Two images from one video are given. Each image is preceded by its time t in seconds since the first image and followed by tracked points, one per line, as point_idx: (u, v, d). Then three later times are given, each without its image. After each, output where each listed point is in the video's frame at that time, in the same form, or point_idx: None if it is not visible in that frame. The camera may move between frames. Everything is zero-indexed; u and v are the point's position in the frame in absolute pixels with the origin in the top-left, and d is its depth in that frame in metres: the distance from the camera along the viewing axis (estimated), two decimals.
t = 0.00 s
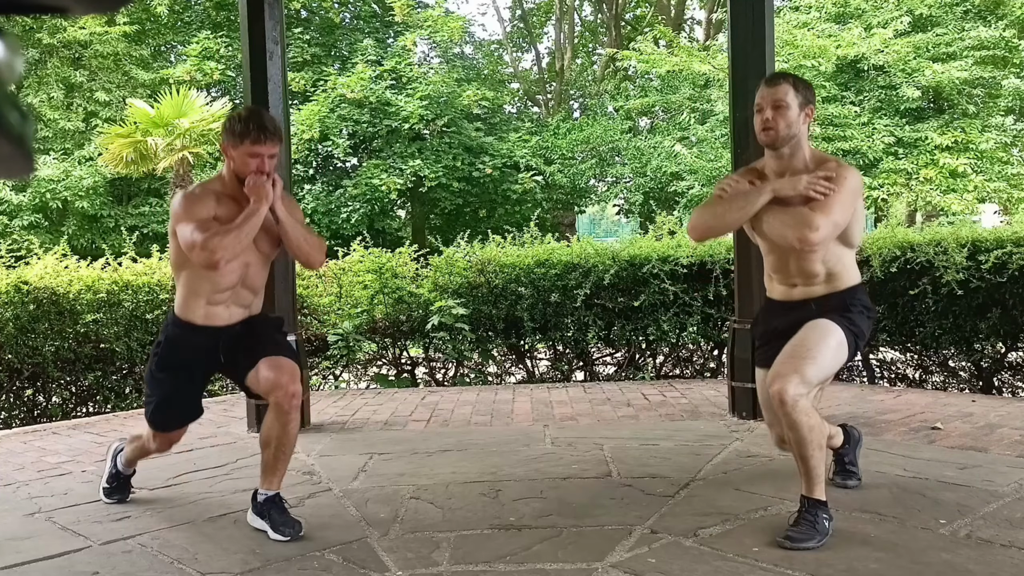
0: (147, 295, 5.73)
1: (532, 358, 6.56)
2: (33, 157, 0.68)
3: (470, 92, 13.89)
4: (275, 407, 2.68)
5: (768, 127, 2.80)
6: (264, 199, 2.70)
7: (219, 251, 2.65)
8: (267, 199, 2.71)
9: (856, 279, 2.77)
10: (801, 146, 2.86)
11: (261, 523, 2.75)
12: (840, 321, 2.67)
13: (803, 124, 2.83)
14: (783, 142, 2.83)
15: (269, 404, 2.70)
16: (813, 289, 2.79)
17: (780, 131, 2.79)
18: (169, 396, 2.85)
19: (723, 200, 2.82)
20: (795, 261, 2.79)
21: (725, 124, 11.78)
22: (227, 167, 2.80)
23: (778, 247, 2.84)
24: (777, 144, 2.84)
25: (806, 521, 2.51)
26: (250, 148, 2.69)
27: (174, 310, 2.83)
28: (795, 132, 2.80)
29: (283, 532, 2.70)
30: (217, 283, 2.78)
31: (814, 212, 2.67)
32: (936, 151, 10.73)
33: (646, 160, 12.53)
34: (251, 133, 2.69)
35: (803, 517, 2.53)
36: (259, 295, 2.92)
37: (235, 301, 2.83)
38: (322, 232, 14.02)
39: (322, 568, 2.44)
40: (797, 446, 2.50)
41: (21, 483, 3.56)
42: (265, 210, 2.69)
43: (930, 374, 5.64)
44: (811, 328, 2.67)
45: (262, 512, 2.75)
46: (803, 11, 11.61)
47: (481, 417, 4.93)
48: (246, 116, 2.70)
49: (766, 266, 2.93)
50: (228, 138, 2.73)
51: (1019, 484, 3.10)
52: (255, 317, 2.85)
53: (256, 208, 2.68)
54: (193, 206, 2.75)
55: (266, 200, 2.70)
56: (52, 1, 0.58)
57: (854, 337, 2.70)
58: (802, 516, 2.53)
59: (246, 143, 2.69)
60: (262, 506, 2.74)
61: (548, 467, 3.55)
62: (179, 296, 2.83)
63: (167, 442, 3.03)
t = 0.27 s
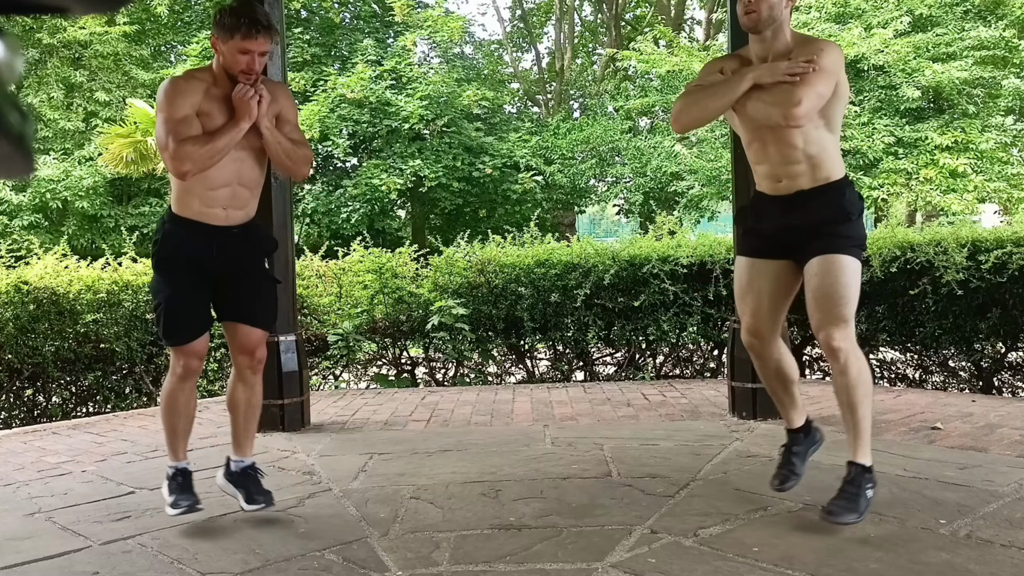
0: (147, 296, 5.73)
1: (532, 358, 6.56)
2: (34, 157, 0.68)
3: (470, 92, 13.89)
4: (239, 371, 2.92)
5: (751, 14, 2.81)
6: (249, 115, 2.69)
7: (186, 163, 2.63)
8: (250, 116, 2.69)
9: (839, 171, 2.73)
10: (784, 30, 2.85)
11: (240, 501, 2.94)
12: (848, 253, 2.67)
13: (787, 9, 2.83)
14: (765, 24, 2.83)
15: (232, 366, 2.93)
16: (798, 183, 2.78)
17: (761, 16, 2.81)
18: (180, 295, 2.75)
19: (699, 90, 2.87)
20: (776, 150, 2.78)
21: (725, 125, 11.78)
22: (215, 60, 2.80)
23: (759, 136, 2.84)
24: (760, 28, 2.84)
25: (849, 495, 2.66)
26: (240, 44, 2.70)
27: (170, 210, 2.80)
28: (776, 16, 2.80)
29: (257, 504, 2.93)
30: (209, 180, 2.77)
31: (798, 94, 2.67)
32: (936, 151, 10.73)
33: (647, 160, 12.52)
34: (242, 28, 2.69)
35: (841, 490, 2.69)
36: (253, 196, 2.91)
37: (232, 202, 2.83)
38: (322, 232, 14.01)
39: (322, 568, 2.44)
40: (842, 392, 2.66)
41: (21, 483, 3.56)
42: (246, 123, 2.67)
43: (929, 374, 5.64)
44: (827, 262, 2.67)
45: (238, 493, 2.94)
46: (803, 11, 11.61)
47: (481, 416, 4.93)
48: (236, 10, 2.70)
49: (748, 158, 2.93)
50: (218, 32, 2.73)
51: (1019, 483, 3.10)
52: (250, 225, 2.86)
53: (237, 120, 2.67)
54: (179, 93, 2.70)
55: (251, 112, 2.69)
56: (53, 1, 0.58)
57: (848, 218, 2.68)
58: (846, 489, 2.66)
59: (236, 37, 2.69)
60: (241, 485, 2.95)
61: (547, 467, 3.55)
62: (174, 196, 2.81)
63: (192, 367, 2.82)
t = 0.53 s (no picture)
0: (147, 295, 5.74)
1: (532, 358, 6.57)
2: (34, 156, 0.68)
3: (470, 92, 13.89)
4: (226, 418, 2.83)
5: (742, 106, 2.72)
6: (239, 195, 2.61)
7: (186, 252, 2.58)
8: (242, 195, 2.62)
9: (838, 260, 2.73)
10: (775, 119, 2.76)
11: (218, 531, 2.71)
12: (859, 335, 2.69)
13: (778, 96, 2.72)
14: (758, 119, 2.75)
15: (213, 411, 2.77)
16: (797, 269, 2.75)
17: (755, 108, 2.71)
18: (214, 376, 2.65)
19: (686, 168, 2.83)
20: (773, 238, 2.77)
21: (725, 125, 11.78)
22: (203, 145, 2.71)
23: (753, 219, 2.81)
24: (753, 121, 2.76)
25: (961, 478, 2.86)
26: (226, 126, 2.61)
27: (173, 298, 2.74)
28: (768, 107, 2.71)
29: (246, 536, 2.64)
30: (206, 270, 2.69)
31: (778, 176, 2.63)
32: (936, 151, 10.73)
33: (646, 160, 12.53)
34: (227, 109, 2.60)
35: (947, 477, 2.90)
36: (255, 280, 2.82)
37: (233, 289, 2.74)
38: (322, 232, 14.02)
39: (322, 568, 2.44)
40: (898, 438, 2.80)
41: (21, 483, 3.56)
42: (238, 204, 2.60)
43: (930, 374, 5.64)
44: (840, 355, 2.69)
45: (221, 522, 2.69)
46: (803, 11, 11.61)
47: (481, 417, 4.93)
48: (219, 93, 2.59)
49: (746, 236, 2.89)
50: (202, 114, 2.64)
51: (1019, 483, 3.10)
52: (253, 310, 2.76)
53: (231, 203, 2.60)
54: (168, 190, 2.64)
55: (242, 194, 2.62)
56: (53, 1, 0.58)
57: (849, 305, 2.70)
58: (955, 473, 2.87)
59: (221, 121, 2.61)
60: (222, 515, 2.69)
61: (548, 467, 3.54)
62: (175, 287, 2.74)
63: (248, 408, 2.65)
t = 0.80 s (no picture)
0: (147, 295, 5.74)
1: (532, 358, 6.57)
2: (34, 156, 0.68)
3: (470, 92, 13.89)
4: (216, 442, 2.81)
5: (751, 196, 2.77)
6: (242, 281, 2.71)
7: (194, 346, 2.64)
8: (245, 283, 2.72)
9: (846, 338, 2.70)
10: (783, 211, 2.84)
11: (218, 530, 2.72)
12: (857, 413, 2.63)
13: (785, 189, 2.79)
14: (766, 210, 2.80)
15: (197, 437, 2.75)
16: (802, 346, 2.73)
17: (762, 202, 2.77)
18: (208, 399, 2.64)
19: (699, 258, 2.84)
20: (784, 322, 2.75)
21: (725, 124, 11.78)
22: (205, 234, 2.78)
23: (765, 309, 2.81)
24: (761, 211, 2.80)
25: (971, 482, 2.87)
26: (228, 215, 2.71)
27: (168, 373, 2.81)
28: (776, 200, 2.77)
29: (246, 537, 2.64)
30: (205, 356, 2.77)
31: (794, 279, 2.65)
32: (936, 151, 10.73)
33: (646, 160, 12.53)
34: (228, 198, 2.69)
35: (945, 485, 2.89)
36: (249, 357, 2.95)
37: (229, 369, 2.86)
38: (322, 232, 14.02)
39: (322, 568, 2.44)
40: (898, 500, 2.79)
41: (21, 483, 3.56)
42: (241, 291, 2.70)
43: (930, 374, 5.64)
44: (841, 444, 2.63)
45: (221, 522, 2.69)
46: (803, 11, 11.62)
47: (481, 417, 4.93)
48: (222, 182, 2.69)
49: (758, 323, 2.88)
50: (204, 204, 2.73)
51: (1019, 484, 3.10)
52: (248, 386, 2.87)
53: (233, 292, 2.69)
54: (171, 287, 2.69)
55: (244, 283, 2.71)
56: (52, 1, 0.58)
57: (852, 386, 2.65)
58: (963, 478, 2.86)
59: (223, 209, 2.70)
60: (223, 515, 2.69)
61: (548, 468, 3.54)
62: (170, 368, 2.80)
63: (248, 413, 2.63)
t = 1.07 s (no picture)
0: (147, 295, 5.74)
1: (532, 358, 6.57)
2: (33, 156, 0.68)
3: (470, 92, 13.90)
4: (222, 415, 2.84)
5: (748, 116, 2.76)
6: (242, 195, 2.67)
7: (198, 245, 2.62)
8: (246, 196, 2.68)
9: (839, 270, 2.77)
10: (781, 132, 2.81)
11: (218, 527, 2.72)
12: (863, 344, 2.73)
13: (782, 112, 2.78)
14: (762, 130, 2.78)
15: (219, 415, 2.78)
16: (797, 279, 2.79)
17: (760, 124, 2.76)
18: (212, 374, 2.69)
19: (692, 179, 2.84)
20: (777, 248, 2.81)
21: (725, 125, 11.78)
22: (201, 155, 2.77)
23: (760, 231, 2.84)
24: (757, 132, 2.79)
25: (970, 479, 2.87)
26: (222, 136, 2.67)
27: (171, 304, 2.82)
28: (774, 122, 2.76)
29: (246, 538, 2.64)
30: (206, 276, 2.77)
31: (786, 191, 2.67)
32: (936, 151, 10.73)
33: (646, 159, 12.53)
34: (221, 120, 2.66)
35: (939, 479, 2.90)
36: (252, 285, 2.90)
37: (230, 295, 2.82)
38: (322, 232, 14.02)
39: (322, 568, 2.44)
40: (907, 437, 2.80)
41: (21, 483, 3.56)
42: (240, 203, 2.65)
43: (930, 374, 5.64)
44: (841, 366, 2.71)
45: (221, 521, 2.69)
46: (803, 11, 11.63)
47: (481, 417, 4.93)
48: (216, 103, 2.67)
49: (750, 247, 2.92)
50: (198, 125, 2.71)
51: (1019, 484, 3.10)
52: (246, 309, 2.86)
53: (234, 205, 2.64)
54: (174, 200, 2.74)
55: (245, 196, 2.67)
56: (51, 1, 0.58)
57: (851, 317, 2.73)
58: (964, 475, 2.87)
59: (217, 129, 2.66)
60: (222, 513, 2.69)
61: (548, 468, 3.54)
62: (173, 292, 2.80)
63: (243, 398, 2.65)
